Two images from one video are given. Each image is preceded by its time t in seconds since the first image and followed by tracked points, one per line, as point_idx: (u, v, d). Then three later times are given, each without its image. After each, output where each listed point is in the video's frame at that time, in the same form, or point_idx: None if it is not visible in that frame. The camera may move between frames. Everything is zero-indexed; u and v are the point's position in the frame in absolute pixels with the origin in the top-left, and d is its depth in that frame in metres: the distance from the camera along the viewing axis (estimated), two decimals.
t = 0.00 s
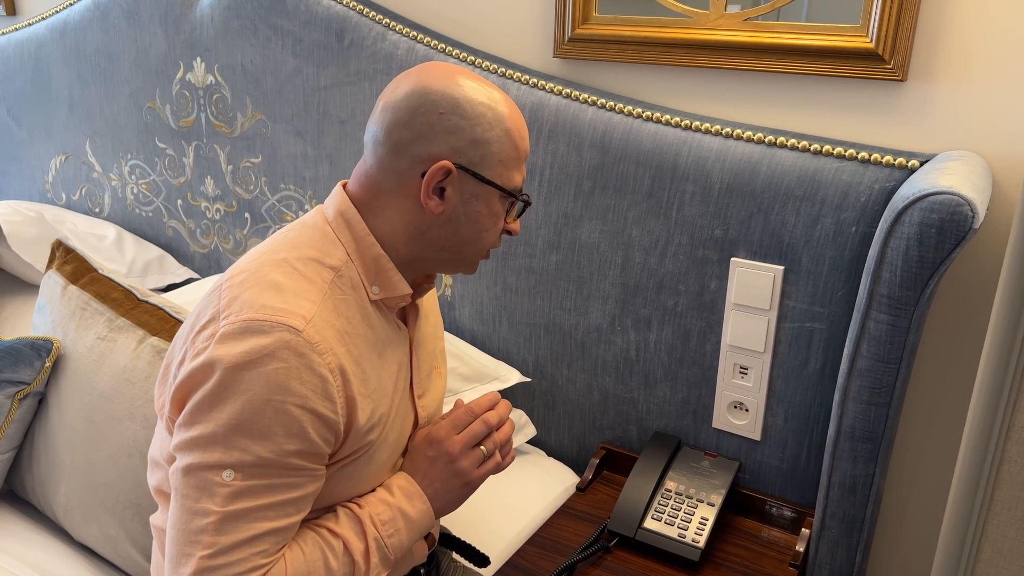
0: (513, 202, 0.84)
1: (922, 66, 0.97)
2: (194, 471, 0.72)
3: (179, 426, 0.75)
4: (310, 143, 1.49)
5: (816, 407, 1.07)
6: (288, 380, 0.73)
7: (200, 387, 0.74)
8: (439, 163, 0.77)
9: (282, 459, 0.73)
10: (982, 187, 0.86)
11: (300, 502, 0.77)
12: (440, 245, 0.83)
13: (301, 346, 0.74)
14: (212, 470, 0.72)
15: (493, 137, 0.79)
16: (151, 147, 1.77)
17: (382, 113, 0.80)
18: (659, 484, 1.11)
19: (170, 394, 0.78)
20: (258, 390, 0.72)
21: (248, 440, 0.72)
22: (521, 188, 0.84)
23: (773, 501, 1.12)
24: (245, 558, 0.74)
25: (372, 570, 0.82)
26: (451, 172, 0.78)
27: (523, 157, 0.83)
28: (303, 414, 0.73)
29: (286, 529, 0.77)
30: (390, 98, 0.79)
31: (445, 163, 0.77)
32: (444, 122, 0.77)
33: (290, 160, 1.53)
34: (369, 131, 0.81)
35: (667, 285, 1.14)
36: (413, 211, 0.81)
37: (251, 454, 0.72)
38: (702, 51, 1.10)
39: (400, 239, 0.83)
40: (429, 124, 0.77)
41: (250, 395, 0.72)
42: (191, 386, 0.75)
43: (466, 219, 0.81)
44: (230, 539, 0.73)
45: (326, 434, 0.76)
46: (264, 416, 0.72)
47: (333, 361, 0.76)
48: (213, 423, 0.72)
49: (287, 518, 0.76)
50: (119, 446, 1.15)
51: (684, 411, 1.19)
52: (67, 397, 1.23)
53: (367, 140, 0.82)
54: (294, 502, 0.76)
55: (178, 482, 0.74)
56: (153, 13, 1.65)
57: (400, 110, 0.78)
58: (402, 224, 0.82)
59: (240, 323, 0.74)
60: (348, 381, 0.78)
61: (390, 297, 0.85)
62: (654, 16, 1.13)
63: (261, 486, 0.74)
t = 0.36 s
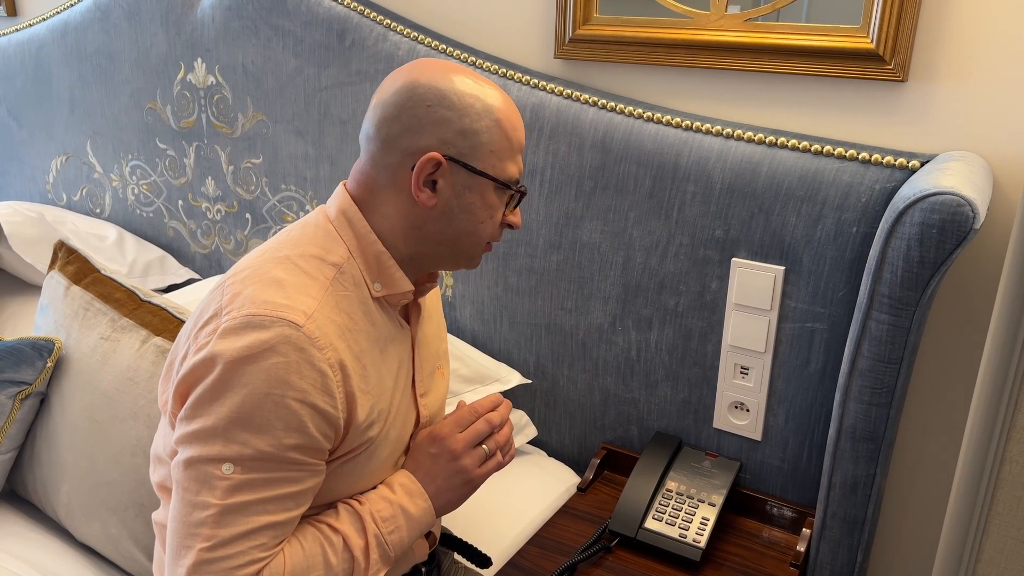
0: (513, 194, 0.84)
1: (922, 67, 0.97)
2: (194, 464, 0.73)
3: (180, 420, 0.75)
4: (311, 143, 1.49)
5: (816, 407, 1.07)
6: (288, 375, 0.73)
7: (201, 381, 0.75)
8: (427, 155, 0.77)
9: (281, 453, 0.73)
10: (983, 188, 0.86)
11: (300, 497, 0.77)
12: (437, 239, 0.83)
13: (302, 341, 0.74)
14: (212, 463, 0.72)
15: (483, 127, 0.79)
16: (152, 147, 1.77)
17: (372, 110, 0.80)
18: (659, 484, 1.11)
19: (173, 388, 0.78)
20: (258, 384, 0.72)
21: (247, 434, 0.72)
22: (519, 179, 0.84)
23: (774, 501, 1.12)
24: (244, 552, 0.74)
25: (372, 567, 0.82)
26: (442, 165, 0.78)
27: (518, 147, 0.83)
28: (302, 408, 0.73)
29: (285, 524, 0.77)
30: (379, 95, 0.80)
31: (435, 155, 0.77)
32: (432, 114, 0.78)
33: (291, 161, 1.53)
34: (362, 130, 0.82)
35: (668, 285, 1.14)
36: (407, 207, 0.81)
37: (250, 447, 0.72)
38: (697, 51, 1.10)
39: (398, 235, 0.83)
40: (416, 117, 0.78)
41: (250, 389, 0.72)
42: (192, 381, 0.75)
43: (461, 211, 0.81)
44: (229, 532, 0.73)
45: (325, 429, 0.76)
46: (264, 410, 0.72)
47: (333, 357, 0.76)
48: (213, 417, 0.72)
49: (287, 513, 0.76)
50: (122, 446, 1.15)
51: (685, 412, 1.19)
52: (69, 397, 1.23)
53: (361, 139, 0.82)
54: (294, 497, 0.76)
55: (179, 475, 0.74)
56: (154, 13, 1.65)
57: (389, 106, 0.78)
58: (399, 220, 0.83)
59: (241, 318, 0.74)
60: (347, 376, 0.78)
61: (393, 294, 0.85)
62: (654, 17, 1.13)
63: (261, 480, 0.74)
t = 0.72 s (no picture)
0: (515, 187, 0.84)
1: (922, 67, 0.97)
2: (199, 461, 0.73)
3: (186, 417, 0.76)
4: (311, 144, 1.49)
5: (817, 408, 1.07)
6: (292, 374, 0.73)
7: (207, 379, 0.75)
8: (428, 153, 0.77)
9: (284, 452, 0.73)
10: (984, 188, 0.86)
11: (302, 495, 0.77)
12: (441, 237, 0.83)
13: (306, 340, 0.74)
14: (216, 462, 0.72)
15: (483, 123, 0.79)
16: (153, 148, 1.77)
17: (372, 112, 0.81)
18: (660, 485, 1.11)
19: (178, 386, 0.79)
20: (262, 382, 0.72)
21: (251, 432, 0.72)
22: (520, 174, 0.84)
23: (773, 502, 1.12)
24: (247, 550, 0.74)
25: (375, 566, 0.82)
26: (442, 162, 0.78)
27: (517, 142, 0.82)
28: (306, 407, 0.73)
29: (288, 522, 0.77)
30: (378, 97, 0.80)
31: (435, 152, 0.77)
32: (431, 112, 0.78)
33: (291, 161, 1.53)
34: (363, 132, 0.82)
35: (668, 285, 1.14)
36: (410, 206, 0.81)
37: (254, 445, 0.72)
38: (698, 52, 1.10)
39: (401, 235, 0.83)
40: (416, 116, 0.78)
41: (254, 387, 0.72)
42: (198, 379, 0.76)
43: (463, 208, 0.81)
44: (232, 529, 0.73)
45: (329, 428, 0.76)
46: (268, 408, 0.72)
47: (338, 356, 0.76)
48: (218, 415, 0.73)
49: (290, 511, 0.76)
50: (124, 446, 1.15)
51: (686, 412, 1.19)
52: (71, 397, 1.23)
53: (363, 141, 0.82)
54: (296, 495, 0.76)
55: (183, 473, 0.75)
56: (154, 14, 1.66)
57: (389, 106, 0.78)
58: (402, 220, 0.82)
59: (247, 318, 0.74)
60: (352, 376, 0.78)
61: (397, 293, 0.85)
62: (655, 17, 1.13)
63: (264, 479, 0.74)
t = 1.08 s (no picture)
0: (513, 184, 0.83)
1: (922, 68, 0.97)
2: (196, 458, 0.73)
3: (184, 414, 0.76)
4: (312, 144, 1.49)
5: (817, 408, 1.07)
6: (290, 371, 0.73)
7: (206, 376, 0.75)
8: (419, 148, 0.78)
9: (281, 449, 0.73)
10: (983, 188, 0.86)
11: (299, 494, 0.77)
12: (437, 234, 0.83)
13: (304, 338, 0.74)
14: (213, 458, 0.73)
15: (477, 120, 0.79)
16: (153, 148, 1.77)
17: (373, 114, 0.82)
18: (660, 486, 1.11)
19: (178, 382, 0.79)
20: (259, 380, 0.72)
21: (248, 429, 0.72)
22: (520, 172, 0.83)
23: (773, 502, 1.12)
24: (242, 547, 0.74)
25: (372, 565, 0.82)
26: (434, 157, 0.78)
27: (516, 140, 0.82)
28: (303, 405, 0.73)
29: (285, 520, 0.77)
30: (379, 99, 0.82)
31: (427, 147, 0.78)
32: (425, 109, 0.78)
33: (292, 162, 1.53)
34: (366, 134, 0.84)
35: (668, 286, 1.14)
36: (406, 203, 0.82)
37: (251, 442, 0.72)
38: (695, 51, 1.11)
39: (399, 233, 0.84)
40: (410, 113, 0.79)
41: (252, 384, 0.72)
42: (197, 375, 0.76)
43: (458, 205, 0.81)
44: (229, 526, 0.73)
45: (325, 426, 0.76)
46: (264, 405, 0.72)
47: (334, 355, 0.76)
48: (215, 412, 0.73)
49: (286, 509, 0.76)
50: (126, 446, 1.15)
51: (686, 413, 1.19)
52: (71, 397, 1.23)
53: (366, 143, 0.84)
54: (292, 493, 0.76)
55: (181, 470, 0.75)
56: (154, 15, 1.66)
57: (386, 107, 0.80)
58: (400, 218, 0.83)
59: (246, 315, 0.74)
60: (348, 375, 0.78)
61: (397, 295, 0.85)
62: (655, 18, 1.14)
63: (261, 476, 0.74)
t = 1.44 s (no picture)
0: (508, 184, 0.82)
1: (923, 69, 0.97)
2: (194, 442, 0.73)
3: (184, 398, 0.76)
4: (312, 145, 1.50)
5: (818, 409, 1.07)
6: (287, 357, 0.73)
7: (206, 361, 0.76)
8: (408, 142, 0.79)
9: (275, 434, 0.73)
10: (985, 189, 0.86)
11: (293, 483, 0.77)
12: (426, 231, 0.83)
13: (303, 326, 0.75)
14: (209, 442, 0.73)
15: (468, 118, 0.79)
16: (154, 149, 1.77)
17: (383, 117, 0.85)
18: (660, 486, 1.11)
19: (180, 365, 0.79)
20: (258, 364, 0.73)
21: (244, 413, 0.73)
22: (515, 174, 0.82)
23: (774, 502, 1.12)
24: (233, 532, 0.74)
25: (363, 559, 0.82)
26: (422, 152, 0.79)
27: (512, 141, 0.81)
28: (300, 391, 0.74)
29: (278, 508, 0.77)
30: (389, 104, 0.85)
31: (414, 141, 0.78)
32: (420, 107, 0.80)
33: (293, 162, 1.54)
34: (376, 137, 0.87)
35: (669, 287, 1.14)
36: (399, 200, 0.83)
37: (246, 427, 0.73)
38: (691, 52, 1.11)
39: (395, 230, 0.84)
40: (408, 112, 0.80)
41: (250, 368, 0.72)
42: (198, 360, 0.77)
43: (444, 201, 0.80)
44: (221, 510, 0.73)
45: (320, 414, 0.76)
46: (260, 389, 0.72)
47: (331, 343, 0.77)
48: (214, 395, 0.73)
49: (279, 497, 0.76)
50: (128, 446, 1.15)
51: (687, 413, 1.19)
52: (74, 397, 1.23)
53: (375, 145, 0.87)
54: (286, 482, 0.76)
55: (179, 453, 0.75)
56: (155, 15, 1.66)
57: (391, 108, 0.83)
58: (394, 215, 0.83)
59: (248, 301, 0.75)
60: (344, 365, 0.78)
61: (399, 293, 0.85)
62: (655, 19, 1.14)
63: (254, 463, 0.74)
